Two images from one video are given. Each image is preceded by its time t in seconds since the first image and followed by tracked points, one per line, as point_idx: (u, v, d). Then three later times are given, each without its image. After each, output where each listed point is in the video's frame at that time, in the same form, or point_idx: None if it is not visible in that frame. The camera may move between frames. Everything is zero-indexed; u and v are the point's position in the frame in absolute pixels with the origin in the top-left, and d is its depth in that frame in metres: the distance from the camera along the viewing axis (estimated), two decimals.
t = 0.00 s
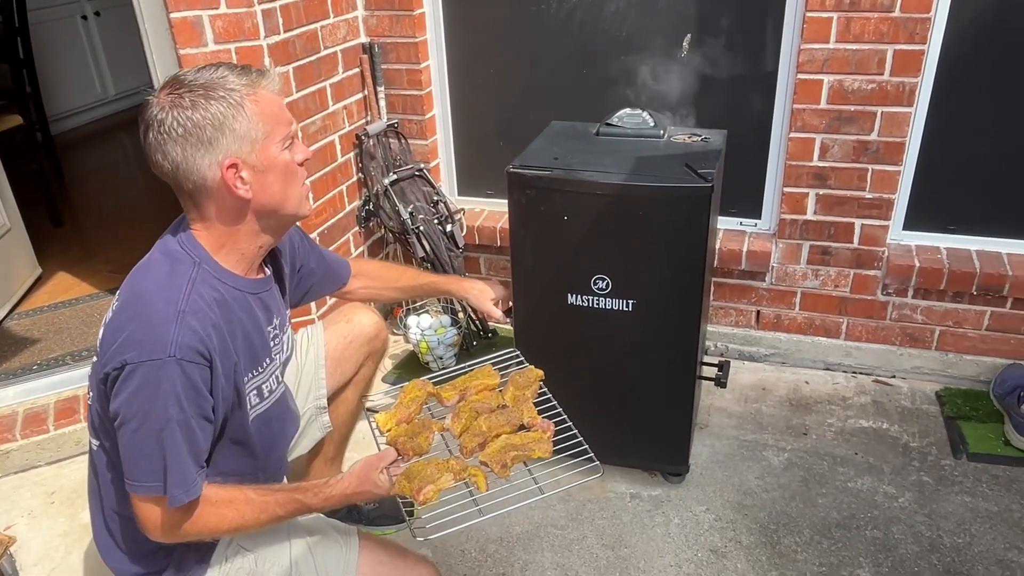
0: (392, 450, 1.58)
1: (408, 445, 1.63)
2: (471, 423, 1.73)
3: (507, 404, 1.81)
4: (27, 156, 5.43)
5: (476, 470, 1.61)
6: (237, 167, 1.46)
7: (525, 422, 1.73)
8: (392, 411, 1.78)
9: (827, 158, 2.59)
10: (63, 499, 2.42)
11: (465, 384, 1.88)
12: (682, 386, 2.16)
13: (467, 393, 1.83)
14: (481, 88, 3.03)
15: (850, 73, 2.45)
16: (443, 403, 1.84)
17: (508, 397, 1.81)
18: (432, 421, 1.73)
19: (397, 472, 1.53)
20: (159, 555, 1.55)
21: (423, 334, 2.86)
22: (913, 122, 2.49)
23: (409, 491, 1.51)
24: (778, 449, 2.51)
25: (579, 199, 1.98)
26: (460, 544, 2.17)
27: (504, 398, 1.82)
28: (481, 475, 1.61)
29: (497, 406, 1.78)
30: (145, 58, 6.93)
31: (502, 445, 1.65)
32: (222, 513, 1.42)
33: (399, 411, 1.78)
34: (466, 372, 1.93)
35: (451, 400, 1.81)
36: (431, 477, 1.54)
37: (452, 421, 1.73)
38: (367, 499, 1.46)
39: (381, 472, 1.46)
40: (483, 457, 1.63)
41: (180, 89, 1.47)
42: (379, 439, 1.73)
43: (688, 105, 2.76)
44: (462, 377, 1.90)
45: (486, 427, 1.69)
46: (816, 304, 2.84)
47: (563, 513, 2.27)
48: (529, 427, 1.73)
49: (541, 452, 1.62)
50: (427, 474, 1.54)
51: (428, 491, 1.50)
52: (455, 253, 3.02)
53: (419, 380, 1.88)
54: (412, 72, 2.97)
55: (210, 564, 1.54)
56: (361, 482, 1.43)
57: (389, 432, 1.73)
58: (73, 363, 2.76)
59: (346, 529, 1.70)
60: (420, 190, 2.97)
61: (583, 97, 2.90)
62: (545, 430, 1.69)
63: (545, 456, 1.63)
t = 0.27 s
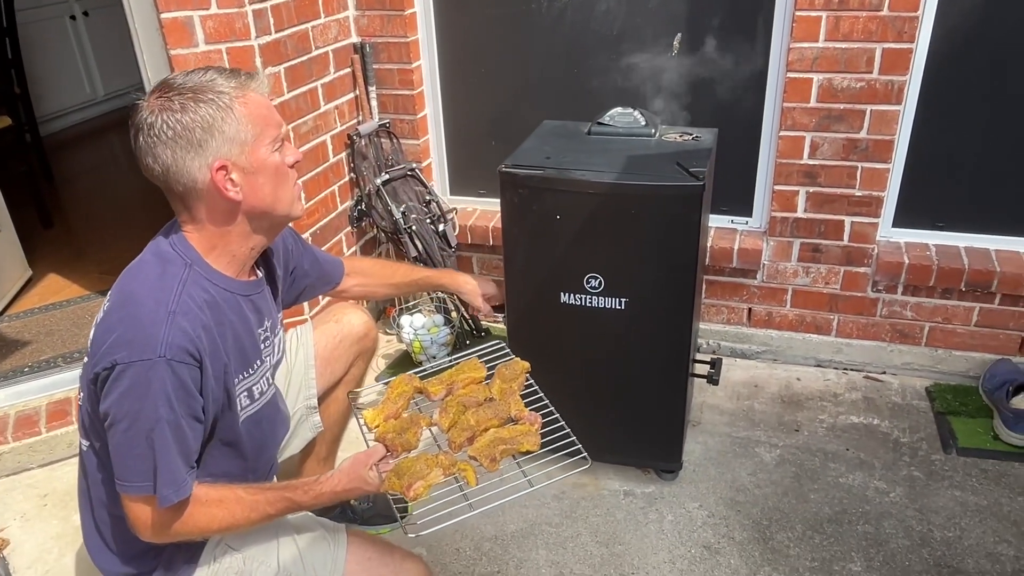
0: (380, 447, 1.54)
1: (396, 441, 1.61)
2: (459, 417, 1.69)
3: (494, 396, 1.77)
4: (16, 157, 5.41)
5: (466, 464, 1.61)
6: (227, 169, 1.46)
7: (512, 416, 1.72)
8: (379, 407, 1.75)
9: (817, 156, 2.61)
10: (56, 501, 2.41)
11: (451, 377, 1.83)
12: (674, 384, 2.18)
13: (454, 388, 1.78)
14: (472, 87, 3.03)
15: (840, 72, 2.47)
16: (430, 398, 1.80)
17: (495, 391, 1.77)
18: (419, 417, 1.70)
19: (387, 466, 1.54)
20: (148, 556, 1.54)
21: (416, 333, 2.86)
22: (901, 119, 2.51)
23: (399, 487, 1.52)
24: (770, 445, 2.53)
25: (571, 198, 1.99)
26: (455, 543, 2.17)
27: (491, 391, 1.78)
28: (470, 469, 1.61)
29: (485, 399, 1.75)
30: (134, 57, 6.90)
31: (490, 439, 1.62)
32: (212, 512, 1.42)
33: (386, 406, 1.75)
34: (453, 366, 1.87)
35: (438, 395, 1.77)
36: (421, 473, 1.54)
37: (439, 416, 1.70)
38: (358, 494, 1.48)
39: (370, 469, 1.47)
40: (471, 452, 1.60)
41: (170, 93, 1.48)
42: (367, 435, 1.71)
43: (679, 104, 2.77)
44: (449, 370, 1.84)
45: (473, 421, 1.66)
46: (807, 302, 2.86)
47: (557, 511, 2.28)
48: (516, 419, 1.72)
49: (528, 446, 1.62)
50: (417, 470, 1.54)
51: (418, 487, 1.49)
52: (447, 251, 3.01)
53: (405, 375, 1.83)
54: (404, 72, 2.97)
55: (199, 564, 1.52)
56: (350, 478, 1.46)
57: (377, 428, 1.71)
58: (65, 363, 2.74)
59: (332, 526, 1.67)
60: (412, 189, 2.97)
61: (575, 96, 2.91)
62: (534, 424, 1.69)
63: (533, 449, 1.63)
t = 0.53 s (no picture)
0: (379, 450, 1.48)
1: (395, 445, 1.54)
2: (458, 421, 1.62)
3: (493, 399, 1.70)
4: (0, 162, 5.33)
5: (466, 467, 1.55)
6: (215, 170, 1.42)
7: (512, 418, 1.65)
8: (375, 410, 1.66)
9: (815, 155, 2.60)
10: (48, 513, 2.36)
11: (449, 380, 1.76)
12: (676, 386, 2.16)
13: (452, 390, 1.71)
14: (466, 89, 3.00)
15: (837, 70, 2.46)
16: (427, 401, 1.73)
17: (493, 393, 1.70)
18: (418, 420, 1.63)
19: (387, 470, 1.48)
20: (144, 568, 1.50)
21: (413, 337, 2.83)
22: (899, 118, 2.51)
23: (400, 492, 1.46)
24: (771, 446, 2.51)
25: (571, 200, 1.96)
26: (457, 549, 2.14)
27: (489, 394, 1.71)
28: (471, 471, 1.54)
29: (484, 402, 1.68)
30: (119, 60, 6.82)
31: (490, 441, 1.56)
32: (207, 519, 1.38)
33: (383, 409, 1.66)
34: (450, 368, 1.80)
35: (436, 398, 1.70)
36: (421, 476, 1.48)
37: (438, 420, 1.63)
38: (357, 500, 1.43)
39: (368, 473, 1.42)
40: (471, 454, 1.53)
41: (161, 92, 1.45)
42: (364, 440, 1.62)
43: (676, 104, 2.76)
44: (446, 373, 1.78)
45: (473, 424, 1.59)
46: (806, 301, 2.85)
47: (560, 515, 2.25)
48: (516, 421, 1.64)
49: (530, 448, 1.55)
50: (417, 473, 1.48)
51: (419, 491, 1.43)
52: (443, 255, 2.98)
53: (403, 378, 1.75)
54: (397, 73, 2.94)
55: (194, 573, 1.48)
56: (349, 482, 1.40)
57: (374, 433, 1.62)
58: (56, 372, 2.67)
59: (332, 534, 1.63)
60: (407, 192, 2.93)
61: (570, 97, 2.89)
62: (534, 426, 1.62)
63: (534, 451, 1.56)
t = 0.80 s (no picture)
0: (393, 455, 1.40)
1: (411, 450, 1.46)
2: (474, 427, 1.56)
3: (509, 406, 1.64)
4: None
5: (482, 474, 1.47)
6: (161, 179, 1.30)
7: (529, 425, 1.59)
8: (390, 415, 1.60)
9: (819, 156, 2.59)
10: (48, 529, 2.31)
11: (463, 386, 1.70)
12: (688, 391, 2.14)
13: (467, 396, 1.65)
14: (466, 92, 2.97)
15: (842, 71, 2.45)
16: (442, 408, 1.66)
17: (510, 399, 1.65)
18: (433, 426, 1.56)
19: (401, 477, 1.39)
20: None
21: (416, 344, 2.78)
22: (902, 118, 2.51)
23: (414, 499, 1.36)
24: (781, 448, 2.50)
25: (583, 203, 1.94)
26: (470, 558, 2.11)
27: (505, 400, 1.65)
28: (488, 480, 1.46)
29: (500, 408, 1.62)
30: (102, 65, 6.73)
31: (508, 447, 1.49)
32: (217, 526, 1.26)
33: (397, 416, 1.60)
34: (464, 374, 1.74)
35: (451, 404, 1.64)
36: (436, 483, 1.39)
37: (453, 426, 1.55)
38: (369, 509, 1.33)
39: (383, 479, 1.34)
40: (488, 461, 1.47)
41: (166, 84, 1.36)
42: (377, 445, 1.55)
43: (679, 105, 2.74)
44: (461, 379, 1.72)
45: (490, 430, 1.53)
46: (810, 302, 2.84)
47: (572, 522, 2.22)
48: (533, 428, 1.59)
49: (549, 455, 1.48)
50: (433, 479, 1.39)
51: (435, 498, 1.34)
52: (444, 259, 2.92)
53: (417, 383, 1.69)
54: (396, 77, 2.90)
55: None
56: (363, 488, 1.31)
57: (388, 439, 1.55)
58: (51, 385, 2.55)
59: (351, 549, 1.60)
60: (407, 197, 2.88)
61: (572, 99, 2.87)
62: (551, 433, 1.55)
63: (553, 459, 1.49)
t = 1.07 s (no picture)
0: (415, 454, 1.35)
1: (433, 450, 1.43)
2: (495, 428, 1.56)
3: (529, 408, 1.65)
4: None
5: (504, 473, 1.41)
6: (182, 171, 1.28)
7: (550, 426, 1.58)
8: (409, 416, 1.60)
9: (819, 152, 2.61)
10: (51, 538, 2.27)
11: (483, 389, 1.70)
12: (697, 386, 2.15)
13: (488, 398, 1.67)
14: (465, 91, 2.97)
15: (841, 67, 2.48)
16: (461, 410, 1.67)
17: (529, 400, 1.65)
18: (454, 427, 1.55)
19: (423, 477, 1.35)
20: None
21: (420, 344, 2.77)
22: (901, 114, 2.54)
23: (436, 498, 1.31)
24: (786, 443, 2.52)
25: (593, 200, 1.94)
26: (483, 558, 2.10)
27: (525, 402, 1.66)
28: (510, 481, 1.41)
29: (520, 410, 1.62)
30: (86, 68, 6.64)
31: (529, 448, 1.48)
32: (239, 527, 1.23)
33: (417, 416, 1.59)
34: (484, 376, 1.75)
35: (471, 406, 1.64)
36: (459, 482, 1.34)
37: (474, 427, 1.56)
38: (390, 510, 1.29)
39: (404, 479, 1.29)
40: (510, 461, 1.47)
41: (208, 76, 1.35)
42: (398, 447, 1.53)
43: (678, 103, 2.75)
44: (480, 381, 1.72)
45: (512, 431, 1.53)
46: (810, 297, 2.86)
47: (583, 519, 2.23)
48: (555, 429, 1.58)
49: (570, 456, 1.47)
50: (455, 477, 1.34)
51: (456, 496, 1.29)
52: (446, 259, 2.92)
53: (436, 385, 1.69)
54: (395, 77, 2.89)
55: None
56: (385, 487, 1.27)
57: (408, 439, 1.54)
58: (48, 393, 2.49)
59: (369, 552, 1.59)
60: (408, 197, 2.86)
61: (571, 98, 2.87)
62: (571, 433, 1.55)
63: (574, 459, 1.48)
